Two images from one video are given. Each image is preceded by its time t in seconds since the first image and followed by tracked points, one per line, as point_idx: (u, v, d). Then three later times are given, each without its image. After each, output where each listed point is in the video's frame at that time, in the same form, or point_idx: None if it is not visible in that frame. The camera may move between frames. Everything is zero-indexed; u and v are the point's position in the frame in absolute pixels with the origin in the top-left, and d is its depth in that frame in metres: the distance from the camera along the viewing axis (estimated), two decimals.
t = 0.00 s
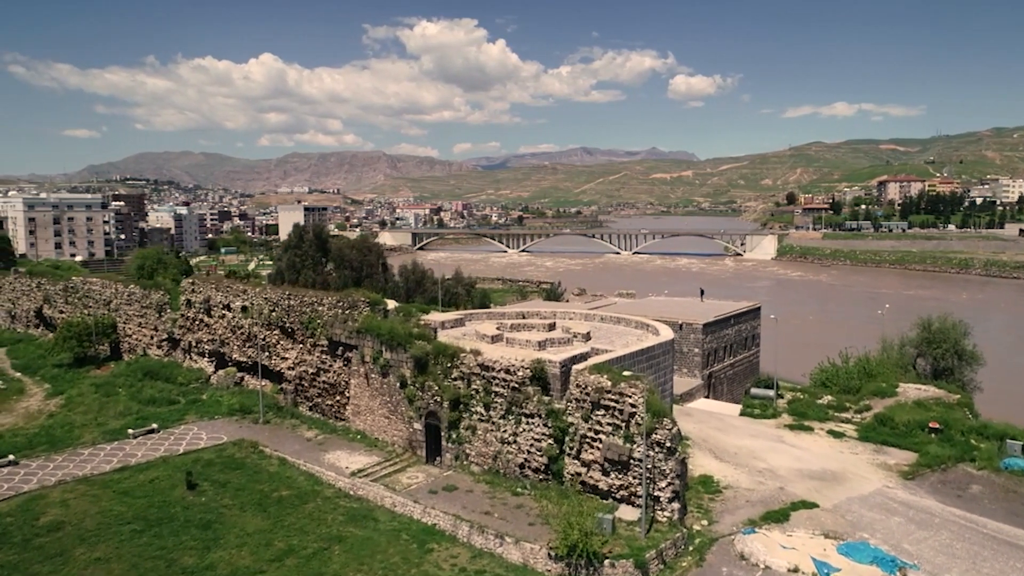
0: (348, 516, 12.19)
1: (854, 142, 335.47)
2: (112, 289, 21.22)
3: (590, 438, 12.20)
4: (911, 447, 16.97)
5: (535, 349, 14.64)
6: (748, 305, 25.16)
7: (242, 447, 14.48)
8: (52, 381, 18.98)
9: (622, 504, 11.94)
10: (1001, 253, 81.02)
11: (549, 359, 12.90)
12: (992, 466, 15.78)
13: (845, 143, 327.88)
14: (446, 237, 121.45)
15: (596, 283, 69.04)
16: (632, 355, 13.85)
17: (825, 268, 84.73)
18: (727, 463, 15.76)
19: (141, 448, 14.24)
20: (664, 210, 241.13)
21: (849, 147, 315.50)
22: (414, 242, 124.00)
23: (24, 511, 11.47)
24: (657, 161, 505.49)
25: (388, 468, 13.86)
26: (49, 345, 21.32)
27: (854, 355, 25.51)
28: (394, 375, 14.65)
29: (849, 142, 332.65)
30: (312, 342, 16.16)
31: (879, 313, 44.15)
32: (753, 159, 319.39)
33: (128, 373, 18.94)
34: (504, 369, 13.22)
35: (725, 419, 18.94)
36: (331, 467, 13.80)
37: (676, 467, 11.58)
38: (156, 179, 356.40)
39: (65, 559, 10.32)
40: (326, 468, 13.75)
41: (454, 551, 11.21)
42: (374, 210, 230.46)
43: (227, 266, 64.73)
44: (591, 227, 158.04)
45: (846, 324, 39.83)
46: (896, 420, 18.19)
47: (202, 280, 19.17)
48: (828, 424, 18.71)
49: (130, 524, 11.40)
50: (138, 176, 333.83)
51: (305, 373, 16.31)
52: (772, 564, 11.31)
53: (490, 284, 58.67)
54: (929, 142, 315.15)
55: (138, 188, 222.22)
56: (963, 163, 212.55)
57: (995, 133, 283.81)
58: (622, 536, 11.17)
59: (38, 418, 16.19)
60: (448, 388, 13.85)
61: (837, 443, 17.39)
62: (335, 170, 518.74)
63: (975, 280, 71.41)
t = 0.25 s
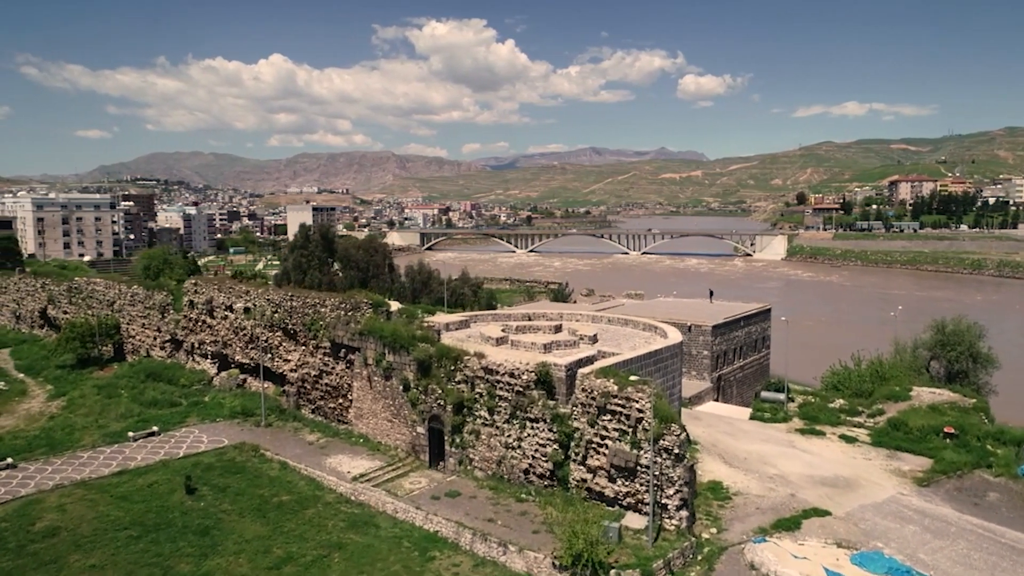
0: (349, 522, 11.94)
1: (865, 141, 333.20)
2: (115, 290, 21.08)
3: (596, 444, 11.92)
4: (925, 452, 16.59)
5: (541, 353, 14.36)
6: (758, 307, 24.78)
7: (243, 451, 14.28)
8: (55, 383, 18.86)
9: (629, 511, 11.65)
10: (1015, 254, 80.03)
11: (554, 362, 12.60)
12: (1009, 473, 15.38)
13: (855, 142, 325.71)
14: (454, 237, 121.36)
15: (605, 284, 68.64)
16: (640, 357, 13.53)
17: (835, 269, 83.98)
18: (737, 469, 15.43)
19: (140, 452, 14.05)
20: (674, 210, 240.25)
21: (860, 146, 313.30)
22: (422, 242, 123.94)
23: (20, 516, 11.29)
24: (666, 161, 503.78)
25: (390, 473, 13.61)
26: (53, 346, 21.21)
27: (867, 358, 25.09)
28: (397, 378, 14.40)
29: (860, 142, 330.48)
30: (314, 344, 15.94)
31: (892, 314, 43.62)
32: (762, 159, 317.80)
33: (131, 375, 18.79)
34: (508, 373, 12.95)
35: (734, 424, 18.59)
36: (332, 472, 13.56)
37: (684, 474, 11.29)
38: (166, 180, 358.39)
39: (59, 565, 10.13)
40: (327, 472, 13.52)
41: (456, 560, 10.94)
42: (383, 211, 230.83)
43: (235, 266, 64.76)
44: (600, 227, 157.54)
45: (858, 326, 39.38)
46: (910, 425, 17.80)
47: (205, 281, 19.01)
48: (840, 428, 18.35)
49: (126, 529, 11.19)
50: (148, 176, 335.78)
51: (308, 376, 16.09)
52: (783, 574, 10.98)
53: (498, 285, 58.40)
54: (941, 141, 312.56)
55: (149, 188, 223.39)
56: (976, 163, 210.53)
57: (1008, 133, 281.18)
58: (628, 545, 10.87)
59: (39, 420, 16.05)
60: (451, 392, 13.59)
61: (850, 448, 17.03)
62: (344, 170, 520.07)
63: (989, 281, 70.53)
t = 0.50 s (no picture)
0: (349, 529, 11.69)
1: (876, 141, 330.95)
2: (118, 290, 20.94)
3: (601, 449, 11.63)
4: (940, 458, 16.21)
5: (546, 356, 14.09)
6: (768, 308, 24.41)
7: (243, 455, 14.07)
8: (57, 384, 18.74)
9: (636, 519, 11.36)
10: None
11: (559, 365, 12.31)
12: None
13: (866, 142, 323.59)
14: (462, 237, 121.24)
15: (613, 284, 68.28)
16: (647, 360, 13.21)
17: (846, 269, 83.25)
18: (747, 474, 15.09)
19: (139, 455, 13.85)
20: (683, 210, 239.37)
21: (870, 146, 311.16)
22: (430, 242, 123.88)
23: (16, 521, 11.12)
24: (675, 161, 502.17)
25: (392, 478, 13.37)
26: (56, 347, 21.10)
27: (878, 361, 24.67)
28: (399, 382, 14.15)
29: (871, 141, 328.28)
30: (316, 346, 15.70)
31: (905, 316, 43.13)
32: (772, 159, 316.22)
33: (133, 376, 18.64)
34: (512, 376, 12.67)
35: (743, 428, 18.24)
36: (333, 477, 13.32)
37: (692, 482, 10.98)
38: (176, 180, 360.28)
39: (52, 573, 9.92)
40: (328, 477, 13.28)
41: (458, 568, 10.67)
42: (391, 211, 231.11)
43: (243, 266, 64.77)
44: (608, 227, 157.07)
45: (869, 327, 38.97)
46: (924, 430, 17.42)
47: (208, 281, 18.82)
48: (852, 433, 17.98)
49: (122, 536, 10.99)
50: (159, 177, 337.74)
51: (309, 378, 15.86)
52: None
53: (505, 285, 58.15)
54: (952, 141, 310.10)
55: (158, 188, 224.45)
56: (988, 163, 208.68)
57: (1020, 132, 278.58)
58: (635, 554, 10.57)
59: (39, 423, 15.91)
60: (454, 395, 13.33)
61: (862, 453, 16.66)
62: (353, 171, 521.23)
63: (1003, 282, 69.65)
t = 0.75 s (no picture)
0: (349, 536, 11.43)
1: (887, 140, 328.52)
2: (122, 290, 20.80)
3: (608, 455, 11.35)
4: (956, 464, 15.82)
5: (551, 358, 13.81)
6: (779, 310, 24.02)
7: (244, 458, 13.87)
8: (60, 385, 18.61)
9: (643, 527, 11.07)
10: None
11: (564, 369, 12.03)
12: None
13: (878, 141, 321.26)
14: (471, 237, 121.12)
15: (622, 285, 67.88)
16: (656, 364, 12.89)
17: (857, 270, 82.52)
18: (757, 481, 14.75)
19: (139, 459, 13.67)
20: (692, 210, 238.39)
21: (882, 146, 308.85)
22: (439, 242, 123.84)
23: (11, 527, 10.94)
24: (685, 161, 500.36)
25: (395, 482, 13.13)
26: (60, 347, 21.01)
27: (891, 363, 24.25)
28: (402, 385, 13.91)
29: (882, 140, 325.91)
30: (319, 348, 15.47)
31: (919, 317, 42.60)
32: (782, 159, 314.58)
33: (135, 377, 18.50)
34: (517, 380, 12.39)
35: (753, 432, 17.89)
36: (335, 481, 13.09)
37: (701, 489, 10.68)
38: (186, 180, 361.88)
39: None
40: (329, 482, 13.05)
41: None
42: (400, 211, 231.40)
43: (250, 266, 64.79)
44: (617, 228, 156.54)
45: (882, 329, 38.52)
46: (939, 435, 17.02)
47: (211, 282, 18.64)
48: (865, 438, 17.59)
49: (118, 542, 10.77)
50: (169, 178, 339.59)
51: (312, 380, 15.63)
52: None
53: (513, 286, 57.90)
54: (965, 140, 307.50)
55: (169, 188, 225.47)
56: (1002, 163, 206.67)
57: None
58: (641, 564, 10.26)
59: (40, 425, 15.77)
60: (457, 399, 13.06)
61: (875, 459, 16.30)
62: (362, 171, 522.34)
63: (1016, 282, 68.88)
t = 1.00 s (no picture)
0: (350, 543, 11.17)
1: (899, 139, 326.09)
2: (126, 291, 20.67)
3: (614, 462, 11.06)
4: (973, 471, 15.43)
5: (557, 362, 13.53)
6: (790, 312, 23.65)
7: (245, 462, 13.66)
8: (63, 387, 18.49)
9: (650, 536, 10.77)
10: None
11: (570, 373, 11.74)
12: None
13: (889, 140, 318.92)
14: (479, 237, 120.96)
15: (632, 285, 67.48)
16: (663, 367, 12.57)
17: (868, 270, 81.79)
18: (768, 487, 14.41)
19: (139, 462, 13.49)
20: (702, 210, 237.33)
21: (894, 146, 306.44)
22: (447, 242, 123.72)
23: (7, 532, 10.77)
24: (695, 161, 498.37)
25: (397, 488, 12.88)
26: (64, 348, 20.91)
27: (905, 366, 23.82)
28: (405, 388, 13.66)
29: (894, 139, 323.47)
30: (321, 350, 15.26)
31: (933, 319, 42.07)
32: (793, 158, 312.78)
33: (138, 379, 18.35)
34: (522, 384, 12.11)
35: (764, 437, 17.53)
36: (336, 487, 12.85)
37: (710, 498, 10.38)
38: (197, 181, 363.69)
39: None
40: (330, 487, 12.82)
41: None
42: (410, 211, 231.60)
43: (259, 267, 64.81)
44: (627, 228, 155.97)
45: (896, 331, 38.05)
46: (955, 441, 16.62)
47: (214, 282, 18.48)
48: (879, 443, 17.21)
49: (114, 548, 10.56)
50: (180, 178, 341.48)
51: (315, 383, 15.42)
52: None
53: (521, 287, 57.64)
54: (978, 140, 304.81)
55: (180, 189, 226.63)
56: (1016, 163, 204.61)
57: None
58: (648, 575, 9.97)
59: (42, 427, 15.63)
60: (461, 403, 12.80)
61: (890, 465, 15.92)
62: (372, 171, 523.47)
63: None
